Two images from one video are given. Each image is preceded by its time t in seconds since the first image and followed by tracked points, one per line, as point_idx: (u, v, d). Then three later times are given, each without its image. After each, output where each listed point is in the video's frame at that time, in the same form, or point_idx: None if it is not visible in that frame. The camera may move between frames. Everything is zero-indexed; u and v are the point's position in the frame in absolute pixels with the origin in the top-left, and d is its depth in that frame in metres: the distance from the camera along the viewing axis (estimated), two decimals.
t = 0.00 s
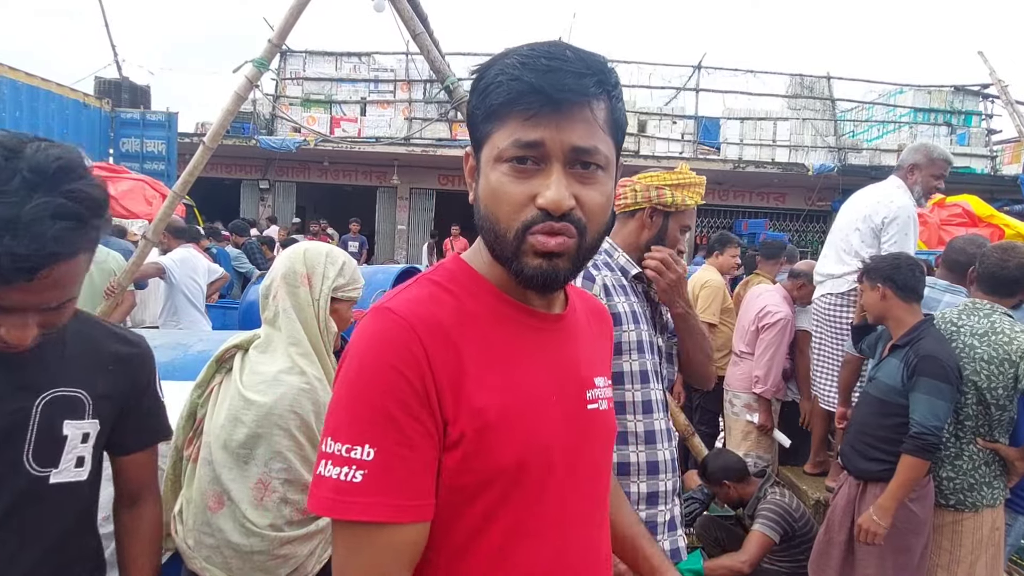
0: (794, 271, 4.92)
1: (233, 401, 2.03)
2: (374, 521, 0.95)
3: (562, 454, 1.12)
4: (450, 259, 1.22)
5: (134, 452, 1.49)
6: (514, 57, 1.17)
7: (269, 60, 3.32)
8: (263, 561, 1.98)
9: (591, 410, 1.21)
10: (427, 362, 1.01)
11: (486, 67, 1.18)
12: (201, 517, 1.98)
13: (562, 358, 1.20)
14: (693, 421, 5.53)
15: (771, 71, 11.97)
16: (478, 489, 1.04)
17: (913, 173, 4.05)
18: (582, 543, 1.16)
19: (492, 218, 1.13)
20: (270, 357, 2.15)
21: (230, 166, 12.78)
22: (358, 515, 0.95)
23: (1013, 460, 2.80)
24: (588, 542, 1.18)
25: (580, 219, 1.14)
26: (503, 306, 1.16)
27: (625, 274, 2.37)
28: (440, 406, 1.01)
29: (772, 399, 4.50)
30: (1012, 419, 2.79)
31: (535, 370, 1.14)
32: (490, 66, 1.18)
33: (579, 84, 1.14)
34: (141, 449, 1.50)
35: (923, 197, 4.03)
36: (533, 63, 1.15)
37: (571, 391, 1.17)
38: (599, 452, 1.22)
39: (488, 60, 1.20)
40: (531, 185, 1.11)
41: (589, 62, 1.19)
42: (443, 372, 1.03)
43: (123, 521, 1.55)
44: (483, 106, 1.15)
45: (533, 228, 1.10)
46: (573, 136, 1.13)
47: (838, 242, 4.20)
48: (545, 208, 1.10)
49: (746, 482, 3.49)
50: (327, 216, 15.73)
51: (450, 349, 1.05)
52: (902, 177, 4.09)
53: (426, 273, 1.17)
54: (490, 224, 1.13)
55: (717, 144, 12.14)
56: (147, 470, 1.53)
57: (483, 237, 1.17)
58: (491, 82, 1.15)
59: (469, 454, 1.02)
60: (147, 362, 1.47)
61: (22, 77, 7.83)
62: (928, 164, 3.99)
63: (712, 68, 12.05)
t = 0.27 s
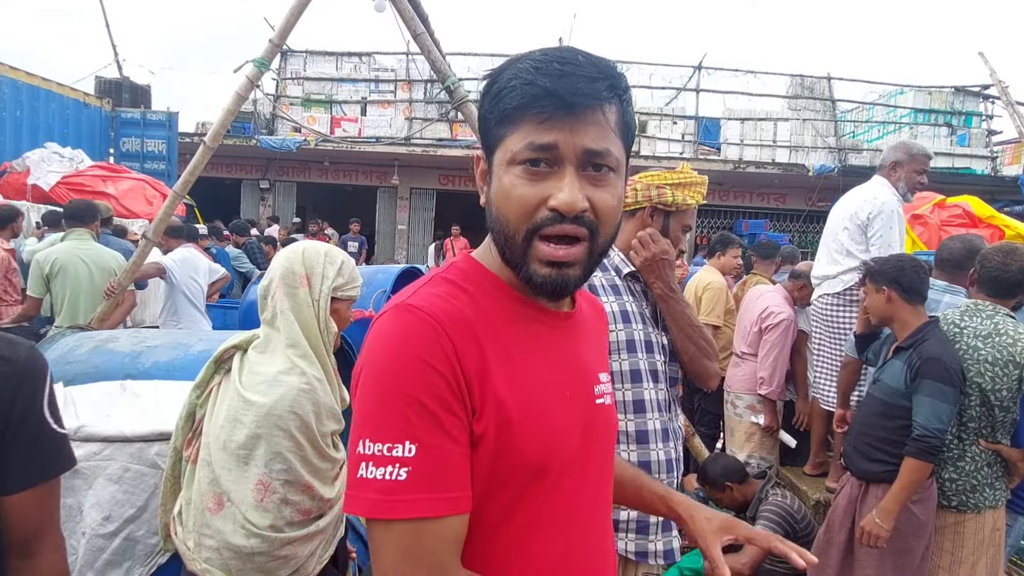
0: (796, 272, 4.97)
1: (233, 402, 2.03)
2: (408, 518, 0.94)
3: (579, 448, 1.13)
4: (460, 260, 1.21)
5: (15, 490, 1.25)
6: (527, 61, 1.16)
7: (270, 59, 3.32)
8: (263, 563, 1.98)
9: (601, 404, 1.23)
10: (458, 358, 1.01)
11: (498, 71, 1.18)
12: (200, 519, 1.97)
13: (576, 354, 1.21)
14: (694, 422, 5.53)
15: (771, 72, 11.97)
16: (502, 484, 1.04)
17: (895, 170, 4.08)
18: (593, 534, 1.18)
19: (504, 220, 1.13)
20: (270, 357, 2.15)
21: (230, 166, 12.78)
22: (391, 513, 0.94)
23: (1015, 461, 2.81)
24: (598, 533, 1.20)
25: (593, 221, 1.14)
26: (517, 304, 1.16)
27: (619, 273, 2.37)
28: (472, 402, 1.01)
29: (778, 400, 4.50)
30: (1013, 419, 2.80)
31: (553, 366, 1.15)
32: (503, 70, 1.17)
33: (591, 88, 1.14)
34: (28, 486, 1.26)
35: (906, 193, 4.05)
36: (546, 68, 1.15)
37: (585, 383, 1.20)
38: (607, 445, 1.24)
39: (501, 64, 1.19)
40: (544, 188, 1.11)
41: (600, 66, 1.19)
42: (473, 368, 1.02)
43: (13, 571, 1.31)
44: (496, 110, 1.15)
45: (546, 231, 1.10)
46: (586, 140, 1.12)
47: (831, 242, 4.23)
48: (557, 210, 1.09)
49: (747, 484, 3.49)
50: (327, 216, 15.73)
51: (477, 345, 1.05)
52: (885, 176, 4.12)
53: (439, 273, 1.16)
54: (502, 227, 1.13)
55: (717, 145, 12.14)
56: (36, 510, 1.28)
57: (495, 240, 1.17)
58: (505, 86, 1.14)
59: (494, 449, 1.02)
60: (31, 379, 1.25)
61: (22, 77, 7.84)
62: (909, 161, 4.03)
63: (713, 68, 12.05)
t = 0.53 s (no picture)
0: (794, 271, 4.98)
1: (232, 403, 2.03)
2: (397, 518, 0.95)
3: (578, 448, 1.13)
4: (460, 260, 1.22)
5: None
6: (513, 60, 1.17)
7: (270, 60, 3.32)
8: (263, 564, 1.97)
9: (602, 403, 1.23)
10: (452, 359, 1.01)
11: (486, 72, 1.18)
12: (199, 521, 1.97)
13: (576, 354, 1.21)
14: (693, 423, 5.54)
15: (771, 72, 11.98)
16: (499, 484, 1.04)
17: (880, 170, 4.07)
18: (595, 534, 1.17)
19: (502, 218, 1.12)
20: (269, 358, 2.16)
21: (231, 166, 12.78)
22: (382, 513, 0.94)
23: (1015, 461, 2.80)
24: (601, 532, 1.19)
25: (590, 213, 1.14)
26: (515, 305, 1.16)
27: (614, 273, 2.39)
28: (466, 403, 1.01)
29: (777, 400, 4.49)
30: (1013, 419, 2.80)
31: (552, 365, 1.15)
32: (491, 71, 1.18)
33: (580, 82, 1.14)
34: None
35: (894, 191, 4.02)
36: (533, 66, 1.15)
37: (584, 384, 1.19)
38: (608, 445, 1.24)
39: (488, 66, 1.19)
40: (540, 183, 1.11)
41: (587, 60, 1.19)
42: (467, 368, 1.02)
43: None
44: (487, 110, 1.15)
45: (544, 225, 1.10)
46: (578, 133, 1.13)
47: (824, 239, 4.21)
48: (554, 204, 1.09)
49: (746, 484, 3.49)
50: (327, 217, 15.72)
51: (473, 345, 1.05)
52: (870, 175, 4.10)
53: (437, 274, 1.16)
54: (500, 224, 1.13)
55: (717, 145, 12.15)
56: None
57: (493, 239, 1.16)
58: (494, 87, 1.14)
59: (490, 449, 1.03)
60: None
61: (22, 77, 7.85)
62: (892, 160, 4.03)
63: (712, 69, 12.05)
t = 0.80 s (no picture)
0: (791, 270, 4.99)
1: (230, 406, 2.04)
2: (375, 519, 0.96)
3: (569, 454, 1.12)
4: (457, 263, 1.23)
5: None
6: (504, 64, 1.17)
7: (270, 60, 3.33)
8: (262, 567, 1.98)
9: (597, 409, 1.21)
10: (434, 364, 1.01)
11: (478, 76, 1.18)
12: (199, 523, 1.97)
13: (571, 358, 1.20)
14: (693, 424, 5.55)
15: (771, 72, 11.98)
16: (485, 488, 1.04)
17: (871, 170, 4.08)
18: (590, 541, 1.16)
19: (498, 222, 1.13)
20: (266, 361, 2.16)
21: (231, 167, 12.79)
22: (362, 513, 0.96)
23: (1014, 461, 2.80)
24: (596, 538, 1.18)
25: (585, 215, 1.14)
26: (508, 308, 1.16)
27: (613, 274, 2.42)
28: (447, 409, 1.02)
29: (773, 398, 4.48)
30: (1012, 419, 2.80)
31: (544, 370, 1.14)
32: (483, 74, 1.18)
33: (571, 85, 1.14)
34: None
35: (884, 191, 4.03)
36: (524, 69, 1.15)
37: (577, 390, 1.18)
38: (605, 451, 1.23)
39: (479, 69, 1.20)
40: (535, 186, 1.11)
41: (578, 62, 1.19)
42: (450, 374, 1.03)
43: None
44: (479, 115, 1.15)
45: (540, 228, 1.11)
46: (571, 136, 1.13)
47: (822, 240, 4.20)
48: (549, 207, 1.10)
49: (746, 484, 3.49)
50: (327, 217, 15.72)
51: (459, 350, 1.05)
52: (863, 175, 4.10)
53: (432, 277, 1.17)
54: (495, 228, 1.14)
55: (717, 146, 12.15)
56: None
57: (489, 242, 1.17)
58: (485, 91, 1.15)
59: (475, 453, 1.03)
60: None
61: (22, 78, 7.85)
62: (883, 160, 4.03)
63: (712, 69, 12.05)
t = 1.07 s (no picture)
0: (790, 271, 4.99)
1: (230, 409, 2.05)
2: (351, 516, 0.99)
3: (556, 458, 1.11)
4: (452, 264, 1.24)
5: None
6: (500, 62, 1.17)
7: (270, 61, 3.33)
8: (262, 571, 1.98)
9: (590, 413, 1.20)
10: (410, 366, 1.03)
11: (474, 74, 1.19)
12: (200, 526, 1.99)
13: (562, 362, 1.19)
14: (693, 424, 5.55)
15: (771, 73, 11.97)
16: (466, 490, 1.05)
17: (879, 174, 4.04)
18: (581, 548, 1.14)
19: (490, 223, 1.14)
20: (265, 363, 2.16)
21: (231, 168, 12.79)
22: (338, 510, 0.99)
23: (1011, 460, 2.78)
24: (589, 545, 1.16)
25: (578, 217, 1.14)
26: (499, 310, 1.17)
27: (620, 275, 2.42)
28: (420, 410, 1.03)
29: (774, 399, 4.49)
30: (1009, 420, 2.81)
31: (532, 373, 1.14)
32: (479, 72, 1.18)
33: (565, 84, 1.15)
34: None
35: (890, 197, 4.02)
36: (520, 68, 1.15)
37: (565, 394, 1.17)
38: (599, 456, 1.21)
39: (475, 68, 1.20)
40: (527, 187, 1.12)
41: (574, 62, 1.20)
42: (426, 377, 1.04)
43: None
44: (474, 113, 1.16)
45: (531, 229, 1.11)
46: (564, 136, 1.13)
47: (822, 243, 4.19)
48: (541, 208, 1.10)
49: (745, 483, 3.50)
50: (328, 217, 15.72)
51: (438, 353, 1.06)
52: (867, 179, 4.07)
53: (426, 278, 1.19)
54: (488, 229, 1.14)
55: (717, 146, 12.15)
56: None
57: (482, 242, 1.18)
58: (480, 89, 1.15)
59: (456, 454, 1.04)
60: None
61: (22, 79, 7.85)
62: (893, 165, 3.99)
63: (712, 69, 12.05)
